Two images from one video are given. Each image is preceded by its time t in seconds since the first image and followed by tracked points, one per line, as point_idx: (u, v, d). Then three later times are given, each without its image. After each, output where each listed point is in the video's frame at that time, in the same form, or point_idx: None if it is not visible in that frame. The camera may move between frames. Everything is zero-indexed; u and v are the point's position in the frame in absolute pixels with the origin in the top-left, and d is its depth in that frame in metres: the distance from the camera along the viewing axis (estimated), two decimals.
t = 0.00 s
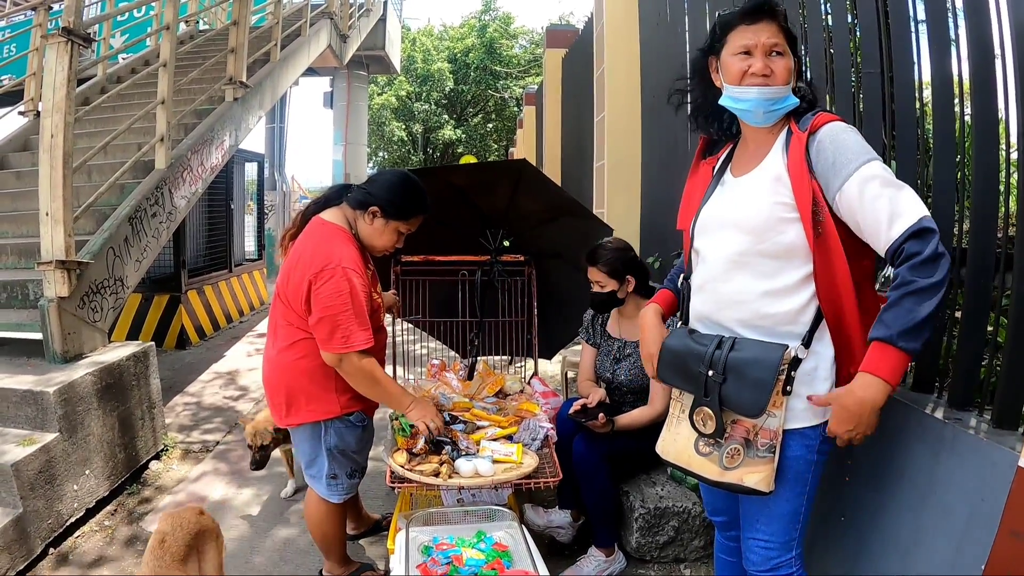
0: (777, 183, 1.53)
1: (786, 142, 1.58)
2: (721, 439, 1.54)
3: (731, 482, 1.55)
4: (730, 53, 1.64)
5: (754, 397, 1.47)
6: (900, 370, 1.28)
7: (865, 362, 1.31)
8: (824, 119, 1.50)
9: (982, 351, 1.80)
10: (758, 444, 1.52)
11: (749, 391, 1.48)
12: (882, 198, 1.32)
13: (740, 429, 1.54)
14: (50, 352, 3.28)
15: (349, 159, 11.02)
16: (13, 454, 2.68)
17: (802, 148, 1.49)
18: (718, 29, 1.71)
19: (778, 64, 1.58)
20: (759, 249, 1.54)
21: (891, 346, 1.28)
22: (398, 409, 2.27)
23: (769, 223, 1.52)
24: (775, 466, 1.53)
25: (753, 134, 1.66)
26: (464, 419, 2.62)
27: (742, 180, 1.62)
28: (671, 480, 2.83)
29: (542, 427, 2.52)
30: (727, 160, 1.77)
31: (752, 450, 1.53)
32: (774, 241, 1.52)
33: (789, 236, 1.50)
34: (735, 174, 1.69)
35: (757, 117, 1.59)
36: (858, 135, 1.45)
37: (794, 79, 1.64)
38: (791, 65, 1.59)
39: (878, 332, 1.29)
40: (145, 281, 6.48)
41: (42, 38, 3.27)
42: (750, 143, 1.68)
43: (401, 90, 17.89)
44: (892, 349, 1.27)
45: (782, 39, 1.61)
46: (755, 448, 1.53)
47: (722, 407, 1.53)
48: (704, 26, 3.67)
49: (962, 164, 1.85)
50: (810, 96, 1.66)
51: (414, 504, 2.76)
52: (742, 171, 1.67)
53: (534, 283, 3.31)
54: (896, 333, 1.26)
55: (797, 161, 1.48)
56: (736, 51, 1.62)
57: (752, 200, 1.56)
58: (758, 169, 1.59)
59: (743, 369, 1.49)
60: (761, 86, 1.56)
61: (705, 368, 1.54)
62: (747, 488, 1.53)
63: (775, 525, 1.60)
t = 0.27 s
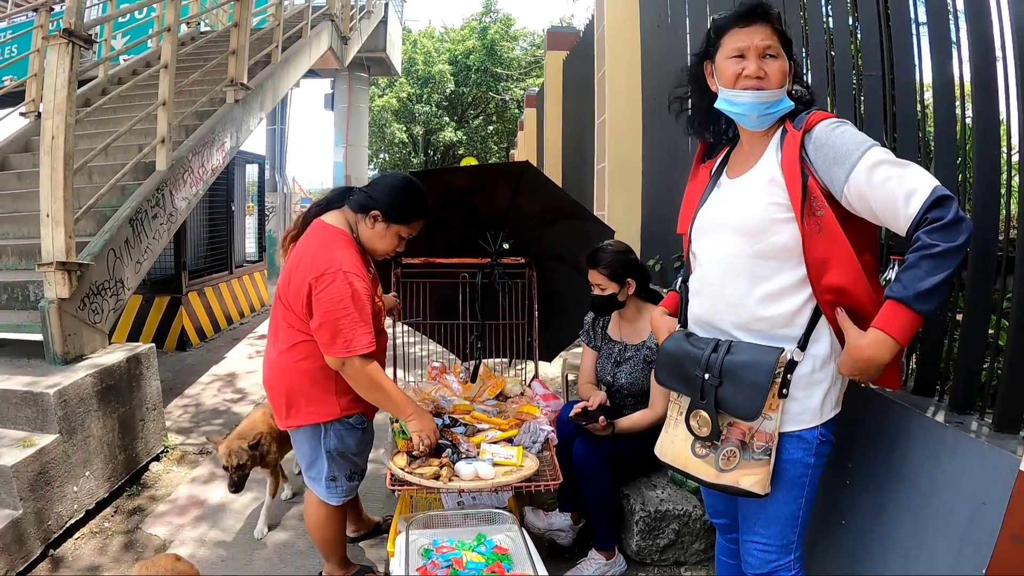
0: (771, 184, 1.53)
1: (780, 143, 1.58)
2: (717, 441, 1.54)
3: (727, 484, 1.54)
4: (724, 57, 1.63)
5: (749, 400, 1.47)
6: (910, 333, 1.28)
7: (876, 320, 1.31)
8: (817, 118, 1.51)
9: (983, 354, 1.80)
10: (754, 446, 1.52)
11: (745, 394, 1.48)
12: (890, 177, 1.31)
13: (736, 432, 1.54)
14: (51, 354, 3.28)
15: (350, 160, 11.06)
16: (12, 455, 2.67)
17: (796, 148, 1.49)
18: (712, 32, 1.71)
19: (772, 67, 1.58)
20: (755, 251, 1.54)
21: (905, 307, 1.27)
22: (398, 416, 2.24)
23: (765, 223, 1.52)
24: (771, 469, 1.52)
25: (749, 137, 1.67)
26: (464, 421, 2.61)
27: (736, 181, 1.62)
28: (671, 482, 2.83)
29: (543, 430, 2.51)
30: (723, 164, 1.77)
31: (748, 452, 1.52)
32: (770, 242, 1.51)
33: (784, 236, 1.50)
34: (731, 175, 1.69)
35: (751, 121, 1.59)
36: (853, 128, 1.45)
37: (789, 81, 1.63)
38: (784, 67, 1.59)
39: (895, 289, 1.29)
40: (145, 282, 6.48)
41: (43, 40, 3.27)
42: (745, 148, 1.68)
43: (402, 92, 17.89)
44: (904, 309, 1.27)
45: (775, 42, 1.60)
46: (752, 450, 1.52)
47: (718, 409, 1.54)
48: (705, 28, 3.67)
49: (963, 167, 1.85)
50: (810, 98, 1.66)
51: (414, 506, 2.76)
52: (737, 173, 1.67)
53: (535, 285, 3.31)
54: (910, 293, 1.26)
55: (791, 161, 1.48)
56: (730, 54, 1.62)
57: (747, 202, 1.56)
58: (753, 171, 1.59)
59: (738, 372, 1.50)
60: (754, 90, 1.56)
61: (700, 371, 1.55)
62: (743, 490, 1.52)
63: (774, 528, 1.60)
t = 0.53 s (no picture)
0: (774, 185, 1.53)
1: (782, 143, 1.58)
2: (718, 444, 1.54)
3: (729, 487, 1.54)
4: (714, 57, 1.65)
5: (752, 402, 1.47)
6: (909, 318, 1.28)
7: (877, 305, 1.31)
8: (820, 117, 1.51)
9: (983, 356, 1.80)
10: (756, 449, 1.52)
11: (747, 397, 1.48)
12: (894, 176, 1.32)
13: (738, 435, 1.54)
14: (51, 355, 3.27)
15: (350, 163, 11.07)
16: (12, 457, 2.67)
17: (799, 147, 1.49)
18: (709, 36, 1.71)
19: (760, 66, 1.57)
20: (756, 251, 1.53)
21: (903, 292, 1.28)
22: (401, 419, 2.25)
23: (766, 223, 1.52)
24: (773, 472, 1.52)
25: (749, 137, 1.67)
26: (464, 424, 2.61)
27: (738, 182, 1.62)
28: (671, 485, 2.83)
29: (543, 432, 2.51)
30: (723, 165, 1.77)
31: (750, 455, 1.52)
32: (771, 242, 1.51)
33: (786, 236, 1.50)
34: (731, 176, 1.69)
35: (742, 120, 1.59)
36: (854, 127, 1.45)
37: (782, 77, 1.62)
38: (774, 65, 1.58)
39: (893, 276, 1.30)
40: (146, 284, 6.48)
41: (45, 41, 3.28)
42: (746, 149, 1.68)
43: (402, 95, 17.92)
44: (905, 296, 1.28)
45: (766, 41, 1.60)
46: (753, 454, 1.52)
47: (720, 412, 1.54)
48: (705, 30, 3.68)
49: (963, 169, 1.85)
50: (810, 100, 1.66)
51: (414, 508, 2.75)
52: (738, 174, 1.67)
53: (535, 288, 3.30)
54: (907, 279, 1.27)
55: (794, 161, 1.48)
56: (720, 54, 1.63)
57: (749, 203, 1.55)
58: (755, 171, 1.59)
59: (740, 375, 1.49)
60: (741, 90, 1.56)
61: (702, 374, 1.55)
62: (744, 493, 1.52)
63: (775, 531, 1.59)
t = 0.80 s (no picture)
0: (776, 186, 1.53)
1: (784, 144, 1.58)
2: (718, 446, 1.54)
3: (729, 489, 1.53)
4: (709, 61, 1.65)
5: (752, 404, 1.47)
6: (909, 311, 1.28)
7: (878, 296, 1.31)
8: (822, 118, 1.51)
9: (983, 357, 1.79)
10: (756, 451, 1.51)
11: (747, 399, 1.48)
12: (898, 177, 1.33)
13: (738, 437, 1.53)
14: (51, 357, 3.27)
15: (350, 165, 11.09)
16: (13, 459, 2.67)
17: (803, 148, 1.48)
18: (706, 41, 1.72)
19: (752, 68, 1.57)
20: (758, 251, 1.53)
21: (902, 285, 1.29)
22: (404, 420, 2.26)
23: (768, 224, 1.51)
24: (773, 474, 1.52)
25: (749, 139, 1.67)
26: (465, 426, 2.61)
27: (740, 183, 1.61)
28: (671, 487, 2.83)
29: (544, 434, 2.51)
30: (725, 166, 1.77)
31: (750, 457, 1.52)
32: (773, 242, 1.51)
33: (788, 237, 1.49)
34: (733, 177, 1.69)
35: (739, 125, 1.60)
36: (856, 128, 1.46)
37: (777, 75, 1.60)
38: (767, 66, 1.57)
39: (892, 269, 1.30)
40: (146, 287, 6.48)
41: (46, 43, 3.28)
42: (746, 150, 1.68)
43: (403, 98, 17.94)
44: (905, 288, 1.28)
45: (758, 41, 1.57)
46: (753, 455, 1.52)
47: (720, 414, 1.53)
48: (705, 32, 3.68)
49: (963, 170, 1.85)
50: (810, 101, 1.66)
51: (416, 510, 2.75)
52: (741, 175, 1.67)
53: (536, 290, 3.31)
54: (906, 271, 1.28)
55: (797, 161, 1.48)
56: (713, 58, 1.64)
57: (750, 203, 1.55)
58: (758, 172, 1.59)
59: (740, 377, 1.49)
60: (734, 97, 1.57)
61: (702, 376, 1.54)
62: (744, 495, 1.52)
63: (775, 533, 1.59)
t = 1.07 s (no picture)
0: (779, 190, 1.52)
1: (789, 148, 1.57)
2: (714, 449, 1.54)
3: (724, 491, 1.54)
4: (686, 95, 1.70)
5: (747, 407, 1.47)
6: (911, 321, 1.27)
7: (878, 305, 1.31)
8: (828, 123, 1.51)
9: (982, 359, 1.79)
10: (751, 454, 1.52)
11: (742, 403, 1.48)
12: (905, 184, 1.33)
13: (734, 439, 1.54)
14: (51, 360, 3.27)
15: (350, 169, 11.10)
16: (13, 461, 2.66)
17: (809, 153, 1.48)
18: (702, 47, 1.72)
19: (717, 91, 1.59)
20: (761, 255, 1.52)
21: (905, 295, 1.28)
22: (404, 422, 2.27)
23: (772, 228, 1.51)
24: (768, 477, 1.52)
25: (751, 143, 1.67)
26: (465, 429, 2.60)
27: (745, 188, 1.61)
28: (671, 490, 2.81)
29: (544, 438, 2.51)
30: (731, 171, 1.76)
31: (745, 460, 1.52)
32: (776, 247, 1.51)
33: (791, 242, 1.49)
34: (739, 181, 1.69)
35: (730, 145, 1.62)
36: (863, 134, 1.46)
37: (746, 83, 1.58)
38: (729, 83, 1.57)
39: (895, 278, 1.30)
40: (146, 290, 6.49)
41: (46, 46, 3.29)
42: (749, 156, 1.68)
43: (403, 102, 17.98)
44: (907, 298, 1.27)
45: (712, 64, 1.59)
46: (749, 458, 1.52)
47: (716, 417, 1.53)
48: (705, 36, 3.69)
49: (962, 173, 1.85)
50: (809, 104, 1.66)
51: (416, 513, 2.75)
52: (747, 179, 1.67)
53: (536, 294, 3.31)
54: (908, 281, 1.27)
55: (802, 167, 1.47)
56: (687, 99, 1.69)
57: (754, 208, 1.55)
58: (763, 176, 1.58)
59: (738, 380, 1.49)
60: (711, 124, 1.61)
61: (699, 378, 1.54)
62: (739, 497, 1.52)
63: (774, 536, 1.58)
